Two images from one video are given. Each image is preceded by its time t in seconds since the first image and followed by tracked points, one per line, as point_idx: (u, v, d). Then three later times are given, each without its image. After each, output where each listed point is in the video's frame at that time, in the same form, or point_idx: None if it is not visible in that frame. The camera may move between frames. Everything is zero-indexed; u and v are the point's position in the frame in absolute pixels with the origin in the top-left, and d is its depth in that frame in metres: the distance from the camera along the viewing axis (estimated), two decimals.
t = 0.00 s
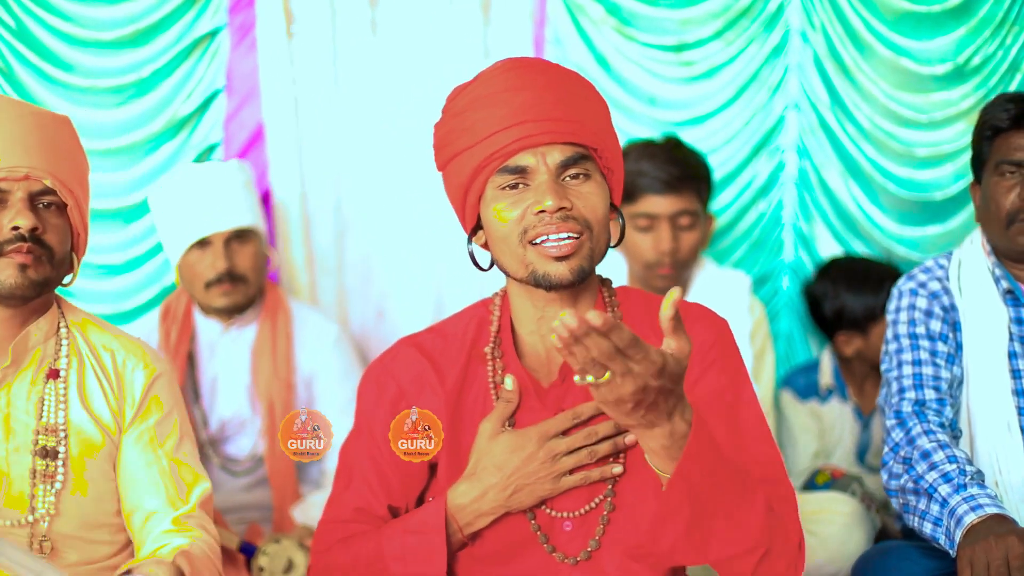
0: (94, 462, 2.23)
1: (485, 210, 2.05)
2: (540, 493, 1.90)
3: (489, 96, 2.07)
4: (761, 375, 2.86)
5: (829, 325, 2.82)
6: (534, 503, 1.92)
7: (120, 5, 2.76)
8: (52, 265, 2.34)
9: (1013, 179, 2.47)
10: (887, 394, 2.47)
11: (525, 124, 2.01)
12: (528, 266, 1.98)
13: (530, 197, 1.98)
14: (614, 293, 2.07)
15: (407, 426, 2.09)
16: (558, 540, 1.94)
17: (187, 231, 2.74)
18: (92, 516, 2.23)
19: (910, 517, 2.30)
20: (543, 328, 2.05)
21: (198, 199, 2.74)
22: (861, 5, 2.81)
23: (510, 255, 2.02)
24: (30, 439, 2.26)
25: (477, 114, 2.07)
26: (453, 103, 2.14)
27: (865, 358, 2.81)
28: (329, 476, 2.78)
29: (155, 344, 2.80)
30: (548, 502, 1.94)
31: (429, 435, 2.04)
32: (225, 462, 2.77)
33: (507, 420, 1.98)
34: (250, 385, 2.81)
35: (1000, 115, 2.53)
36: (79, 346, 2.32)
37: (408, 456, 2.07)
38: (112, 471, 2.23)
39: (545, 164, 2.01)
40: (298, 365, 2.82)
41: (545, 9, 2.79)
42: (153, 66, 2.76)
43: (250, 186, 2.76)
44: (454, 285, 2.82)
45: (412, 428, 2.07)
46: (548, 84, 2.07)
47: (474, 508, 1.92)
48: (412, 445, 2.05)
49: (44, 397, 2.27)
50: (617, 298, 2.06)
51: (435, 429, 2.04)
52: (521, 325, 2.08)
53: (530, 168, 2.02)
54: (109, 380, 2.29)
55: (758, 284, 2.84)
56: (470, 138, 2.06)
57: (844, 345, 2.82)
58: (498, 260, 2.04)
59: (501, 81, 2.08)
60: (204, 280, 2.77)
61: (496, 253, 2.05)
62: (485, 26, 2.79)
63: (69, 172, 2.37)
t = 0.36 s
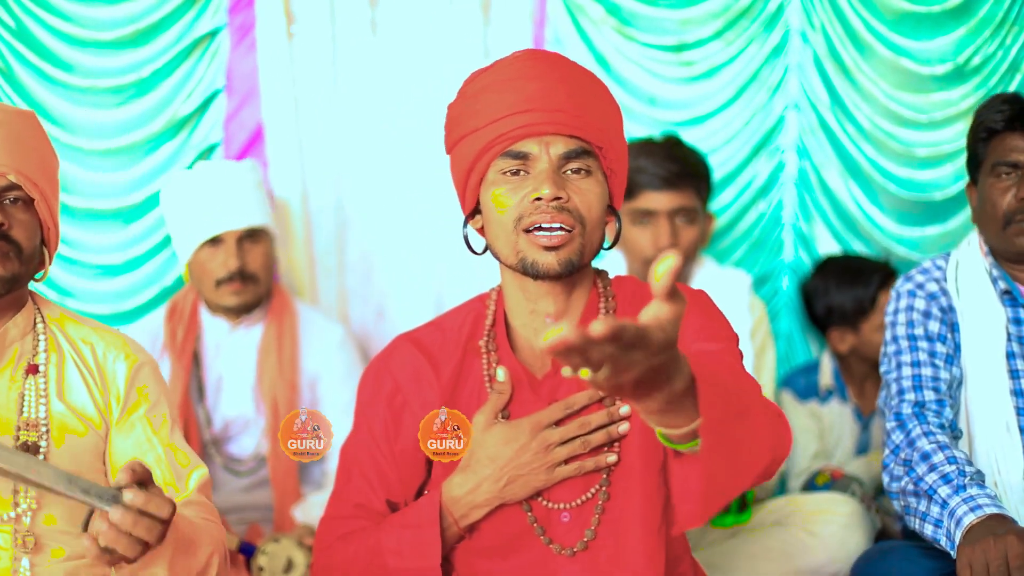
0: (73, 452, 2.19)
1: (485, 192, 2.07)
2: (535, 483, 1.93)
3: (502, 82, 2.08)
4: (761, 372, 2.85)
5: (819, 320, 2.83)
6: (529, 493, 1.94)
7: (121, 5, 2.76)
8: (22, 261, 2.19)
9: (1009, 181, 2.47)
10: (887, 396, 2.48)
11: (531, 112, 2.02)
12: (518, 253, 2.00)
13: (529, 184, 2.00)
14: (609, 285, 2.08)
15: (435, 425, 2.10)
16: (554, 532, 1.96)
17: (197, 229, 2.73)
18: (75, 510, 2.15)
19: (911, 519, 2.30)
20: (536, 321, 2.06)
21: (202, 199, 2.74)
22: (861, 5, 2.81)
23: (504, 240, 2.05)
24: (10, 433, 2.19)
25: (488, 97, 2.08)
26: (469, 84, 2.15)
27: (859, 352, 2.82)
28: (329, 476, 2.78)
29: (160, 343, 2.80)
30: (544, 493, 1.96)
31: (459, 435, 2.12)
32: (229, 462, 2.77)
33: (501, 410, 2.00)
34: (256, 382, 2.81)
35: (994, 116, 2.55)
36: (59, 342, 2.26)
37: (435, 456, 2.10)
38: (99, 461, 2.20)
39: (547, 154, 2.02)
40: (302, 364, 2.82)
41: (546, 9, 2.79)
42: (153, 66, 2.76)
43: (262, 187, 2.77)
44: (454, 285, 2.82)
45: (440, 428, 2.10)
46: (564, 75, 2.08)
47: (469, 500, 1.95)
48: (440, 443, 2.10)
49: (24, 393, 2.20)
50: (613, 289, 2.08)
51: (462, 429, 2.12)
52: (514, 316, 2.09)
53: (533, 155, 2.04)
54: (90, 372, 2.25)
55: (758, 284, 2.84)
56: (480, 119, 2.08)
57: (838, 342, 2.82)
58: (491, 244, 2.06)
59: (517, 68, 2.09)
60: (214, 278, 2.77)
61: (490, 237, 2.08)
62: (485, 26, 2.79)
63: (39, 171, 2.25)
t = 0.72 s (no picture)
0: (76, 454, 2.32)
1: (488, 177, 2.09)
2: (529, 480, 1.95)
3: (522, 71, 2.09)
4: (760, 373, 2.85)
5: (805, 318, 2.83)
6: (524, 491, 1.96)
7: (121, 6, 2.76)
8: (12, 264, 2.32)
9: (1019, 180, 2.46)
10: (885, 398, 2.48)
11: (545, 105, 2.04)
12: (511, 242, 2.02)
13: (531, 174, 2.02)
14: (607, 284, 2.08)
15: (465, 424, 2.07)
16: (550, 528, 1.97)
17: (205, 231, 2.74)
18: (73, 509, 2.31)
19: (909, 521, 2.30)
20: (532, 317, 2.06)
21: (212, 196, 2.76)
22: (860, 6, 2.81)
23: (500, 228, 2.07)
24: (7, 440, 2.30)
25: (506, 84, 2.10)
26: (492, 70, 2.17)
27: (849, 346, 2.84)
28: (330, 477, 2.78)
29: (164, 344, 2.79)
30: (539, 490, 1.97)
31: (488, 435, 2.02)
32: (232, 462, 2.77)
33: (496, 407, 2.03)
34: (260, 381, 2.81)
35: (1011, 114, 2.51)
36: (56, 346, 2.38)
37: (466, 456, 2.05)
38: (98, 462, 2.34)
39: (553, 146, 2.04)
40: (307, 365, 2.82)
41: (546, 10, 2.79)
42: (153, 67, 2.76)
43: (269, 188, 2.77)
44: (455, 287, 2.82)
45: (470, 428, 2.06)
46: (579, 70, 2.09)
47: (462, 496, 1.97)
48: (469, 443, 2.06)
49: (22, 397, 2.31)
50: (610, 287, 2.08)
51: (493, 429, 2.02)
52: (512, 313, 2.09)
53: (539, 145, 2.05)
54: (88, 373, 2.38)
55: (757, 285, 2.84)
56: (494, 105, 2.09)
57: (825, 338, 2.83)
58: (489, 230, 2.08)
59: (539, 60, 2.11)
60: (222, 279, 2.77)
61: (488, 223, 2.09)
62: (485, 27, 2.79)
63: (25, 174, 2.36)
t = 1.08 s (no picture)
0: (76, 460, 2.22)
1: (506, 157, 2.10)
2: (525, 467, 2.00)
3: (548, 58, 2.11)
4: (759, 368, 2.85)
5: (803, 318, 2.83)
6: (520, 477, 2.00)
7: (121, 8, 2.76)
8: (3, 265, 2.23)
9: None
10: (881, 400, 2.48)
11: (570, 94, 2.06)
12: (525, 223, 2.04)
13: (552, 158, 2.04)
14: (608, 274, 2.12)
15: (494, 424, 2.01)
16: (546, 516, 2.01)
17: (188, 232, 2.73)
18: (82, 517, 2.22)
19: (907, 523, 2.30)
20: (534, 304, 2.08)
21: (194, 201, 2.73)
22: (860, 7, 2.81)
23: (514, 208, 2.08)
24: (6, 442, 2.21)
25: (532, 68, 2.11)
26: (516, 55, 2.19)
27: (844, 343, 2.84)
28: (326, 477, 2.76)
29: (154, 347, 2.81)
30: (535, 478, 2.02)
31: (517, 436, 1.97)
32: (224, 463, 2.79)
33: (495, 396, 2.05)
34: (250, 384, 2.82)
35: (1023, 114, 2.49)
36: (55, 351, 2.28)
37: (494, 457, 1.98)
38: (96, 469, 2.23)
39: (577, 134, 2.06)
40: (297, 368, 2.82)
41: (545, 12, 2.79)
42: (152, 69, 2.76)
43: (251, 189, 2.76)
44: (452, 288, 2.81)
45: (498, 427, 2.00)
46: (606, 65, 2.11)
47: (457, 481, 2.01)
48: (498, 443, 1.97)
49: (21, 403, 2.22)
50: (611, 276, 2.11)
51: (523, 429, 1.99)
52: (512, 299, 2.11)
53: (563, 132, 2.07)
54: (89, 382, 2.26)
55: (757, 287, 2.85)
56: (517, 89, 2.11)
57: (817, 336, 2.84)
58: (500, 210, 2.10)
59: (566, 50, 2.12)
60: (205, 283, 2.78)
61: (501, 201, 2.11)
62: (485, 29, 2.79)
63: (17, 176, 2.28)
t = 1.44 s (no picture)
0: (72, 459, 2.22)
1: (513, 160, 2.12)
2: (525, 468, 2.01)
3: (553, 60, 2.13)
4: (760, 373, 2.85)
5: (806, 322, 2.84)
6: (521, 477, 2.02)
7: (121, 13, 2.76)
8: None
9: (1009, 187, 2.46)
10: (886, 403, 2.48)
11: (579, 99, 2.08)
12: (539, 228, 2.08)
13: (564, 165, 2.08)
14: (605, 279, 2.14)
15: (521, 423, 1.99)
16: (546, 516, 2.01)
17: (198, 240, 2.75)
18: (74, 515, 2.22)
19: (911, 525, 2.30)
20: (533, 304, 2.14)
21: (206, 203, 2.75)
22: (859, 12, 2.82)
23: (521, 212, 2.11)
24: None
25: (540, 70, 2.13)
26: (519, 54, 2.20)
27: (848, 350, 2.86)
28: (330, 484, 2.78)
29: (162, 350, 2.80)
30: (534, 478, 2.03)
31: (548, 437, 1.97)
32: (231, 468, 2.78)
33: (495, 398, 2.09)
34: (258, 389, 2.81)
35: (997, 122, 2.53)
36: (50, 350, 2.28)
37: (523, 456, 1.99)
38: (93, 466, 2.23)
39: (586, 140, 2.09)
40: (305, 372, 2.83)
41: (545, 17, 2.79)
42: (153, 73, 2.76)
43: (264, 193, 2.77)
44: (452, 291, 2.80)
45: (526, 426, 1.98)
46: (614, 69, 2.14)
47: (456, 483, 2.02)
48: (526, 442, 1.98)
49: (15, 401, 2.22)
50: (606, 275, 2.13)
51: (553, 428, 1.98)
52: (511, 296, 2.17)
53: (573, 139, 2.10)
54: (87, 382, 2.26)
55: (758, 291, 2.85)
56: (527, 90, 2.12)
57: (824, 340, 2.84)
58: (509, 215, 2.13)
59: (570, 51, 2.14)
60: (219, 285, 2.79)
61: (507, 204, 2.14)
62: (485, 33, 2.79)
63: (11, 177, 2.25)
